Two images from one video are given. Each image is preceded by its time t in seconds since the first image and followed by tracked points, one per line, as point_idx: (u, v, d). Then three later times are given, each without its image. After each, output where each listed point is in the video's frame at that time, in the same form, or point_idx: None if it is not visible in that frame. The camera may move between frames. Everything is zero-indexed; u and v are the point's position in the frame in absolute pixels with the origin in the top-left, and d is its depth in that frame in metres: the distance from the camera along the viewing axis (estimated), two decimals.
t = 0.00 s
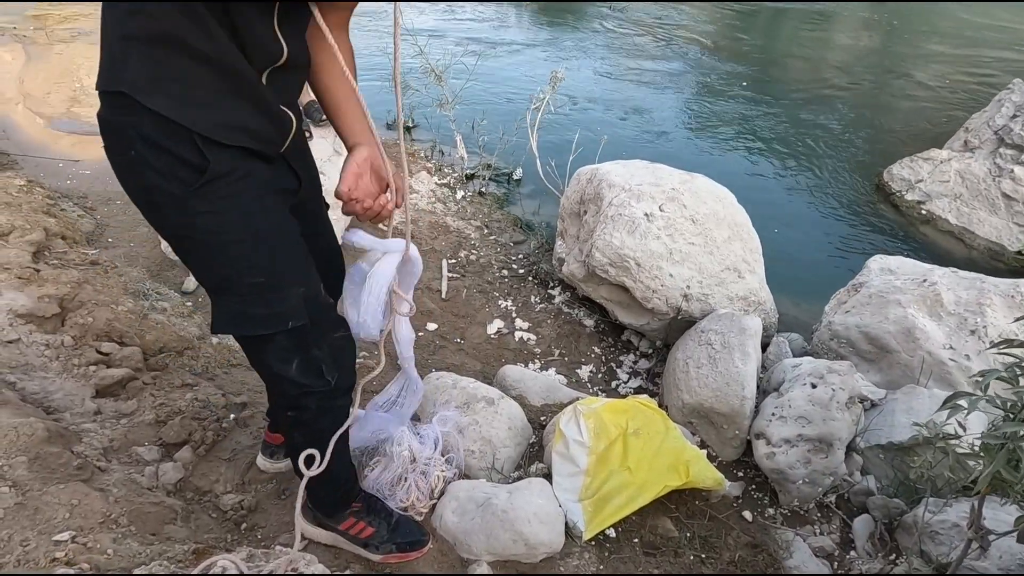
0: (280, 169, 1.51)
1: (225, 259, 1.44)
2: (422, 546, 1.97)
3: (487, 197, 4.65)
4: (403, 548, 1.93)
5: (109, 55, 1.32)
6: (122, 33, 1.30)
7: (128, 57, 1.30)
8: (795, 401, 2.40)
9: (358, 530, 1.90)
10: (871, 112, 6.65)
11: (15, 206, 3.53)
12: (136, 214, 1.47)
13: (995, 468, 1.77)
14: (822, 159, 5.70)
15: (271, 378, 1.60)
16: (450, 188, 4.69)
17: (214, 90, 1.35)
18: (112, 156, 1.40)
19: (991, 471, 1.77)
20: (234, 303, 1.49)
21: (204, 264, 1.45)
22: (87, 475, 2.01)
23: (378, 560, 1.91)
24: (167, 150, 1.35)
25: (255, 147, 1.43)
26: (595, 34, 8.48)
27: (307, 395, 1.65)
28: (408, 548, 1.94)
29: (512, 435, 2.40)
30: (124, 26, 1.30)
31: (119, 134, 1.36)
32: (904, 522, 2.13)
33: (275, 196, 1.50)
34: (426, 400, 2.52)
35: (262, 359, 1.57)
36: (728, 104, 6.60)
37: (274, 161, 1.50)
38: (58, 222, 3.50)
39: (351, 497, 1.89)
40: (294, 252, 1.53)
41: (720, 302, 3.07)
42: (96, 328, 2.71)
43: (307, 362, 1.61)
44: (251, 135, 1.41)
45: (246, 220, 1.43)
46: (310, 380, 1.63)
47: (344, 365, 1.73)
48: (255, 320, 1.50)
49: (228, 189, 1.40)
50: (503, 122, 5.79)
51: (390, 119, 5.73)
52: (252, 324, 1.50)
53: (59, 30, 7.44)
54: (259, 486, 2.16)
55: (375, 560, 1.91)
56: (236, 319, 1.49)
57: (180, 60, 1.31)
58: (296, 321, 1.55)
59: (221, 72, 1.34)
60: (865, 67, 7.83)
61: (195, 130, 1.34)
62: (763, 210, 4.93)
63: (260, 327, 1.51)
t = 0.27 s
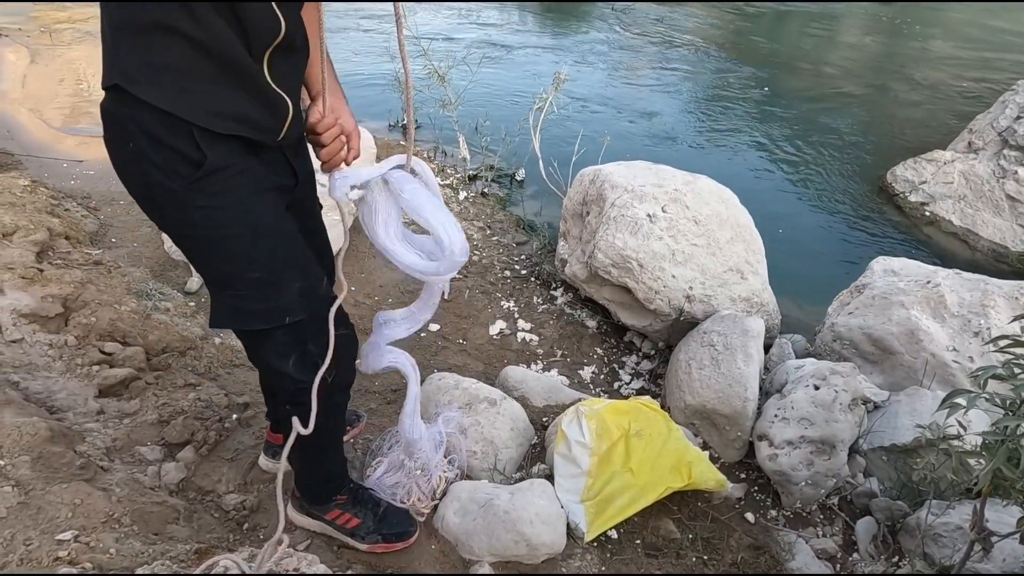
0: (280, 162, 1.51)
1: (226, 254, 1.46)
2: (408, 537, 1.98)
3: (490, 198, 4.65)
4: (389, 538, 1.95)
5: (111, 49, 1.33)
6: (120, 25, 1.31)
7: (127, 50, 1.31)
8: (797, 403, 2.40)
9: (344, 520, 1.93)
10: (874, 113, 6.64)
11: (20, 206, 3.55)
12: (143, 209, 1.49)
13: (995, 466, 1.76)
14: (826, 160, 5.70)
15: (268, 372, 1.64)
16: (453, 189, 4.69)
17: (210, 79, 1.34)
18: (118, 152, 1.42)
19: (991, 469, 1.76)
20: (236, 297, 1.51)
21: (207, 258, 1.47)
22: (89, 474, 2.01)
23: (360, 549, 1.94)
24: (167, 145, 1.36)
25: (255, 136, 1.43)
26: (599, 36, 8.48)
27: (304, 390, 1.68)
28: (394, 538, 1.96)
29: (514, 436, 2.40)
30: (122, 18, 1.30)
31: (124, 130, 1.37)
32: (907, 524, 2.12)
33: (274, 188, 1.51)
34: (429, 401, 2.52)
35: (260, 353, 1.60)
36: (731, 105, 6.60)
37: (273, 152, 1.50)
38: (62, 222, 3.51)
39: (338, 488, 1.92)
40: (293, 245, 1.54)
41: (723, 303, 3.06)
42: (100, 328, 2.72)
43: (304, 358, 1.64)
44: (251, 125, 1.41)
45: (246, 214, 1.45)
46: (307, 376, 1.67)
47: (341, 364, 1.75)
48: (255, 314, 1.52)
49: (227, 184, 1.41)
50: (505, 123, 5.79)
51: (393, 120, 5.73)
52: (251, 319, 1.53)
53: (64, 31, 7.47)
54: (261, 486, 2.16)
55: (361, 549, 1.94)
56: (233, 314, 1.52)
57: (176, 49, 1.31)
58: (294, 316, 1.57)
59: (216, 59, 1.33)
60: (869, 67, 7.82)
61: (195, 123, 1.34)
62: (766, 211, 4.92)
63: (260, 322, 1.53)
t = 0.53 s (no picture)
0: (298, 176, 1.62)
1: (254, 268, 1.51)
2: (382, 517, 2.03)
3: (491, 199, 4.65)
4: (365, 518, 2.00)
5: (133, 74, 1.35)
6: (146, 52, 1.33)
7: (157, 76, 1.34)
8: (798, 405, 2.39)
9: (320, 501, 1.96)
10: (877, 114, 6.63)
11: (22, 207, 3.56)
12: (161, 228, 1.52)
13: (999, 470, 1.75)
14: (828, 162, 5.69)
15: (278, 380, 1.66)
16: (454, 190, 4.69)
17: (246, 100, 1.42)
18: (140, 175, 1.44)
19: (995, 473, 1.75)
20: (257, 308, 1.55)
21: (233, 273, 1.51)
22: (89, 475, 2.02)
23: (337, 531, 1.98)
24: (204, 169, 1.42)
25: (283, 149, 1.52)
26: (600, 37, 8.47)
27: (313, 393, 1.74)
28: (369, 518, 2.01)
29: (514, 438, 2.40)
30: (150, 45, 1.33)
31: (152, 155, 1.41)
32: (908, 527, 2.12)
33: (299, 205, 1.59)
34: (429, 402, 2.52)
35: (272, 357, 1.62)
36: (734, 107, 6.59)
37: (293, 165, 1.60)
38: (64, 223, 3.52)
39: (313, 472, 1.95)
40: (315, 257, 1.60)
41: (724, 304, 3.06)
42: (100, 329, 2.72)
43: (316, 361, 1.69)
44: (280, 141, 1.50)
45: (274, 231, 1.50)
46: (320, 378, 1.72)
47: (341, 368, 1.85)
48: (278, 323, 1.56)
49: (259, 205, 1.48)
50: (507, 124, 5.79)
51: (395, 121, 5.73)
52: (276, 326, 1.56)
53: (67, 32, 7.49)
54: (261, 487, 2.15)
55: (337, 531, 1.98)
56: (252, 325, 1.55)
57: (214, 73, 1.37)
58: (315, 324, 1.63)
59: (252, 81, 1.41)
60: (871, 69, 7.81)
61: (235, 146, 1.42)
62: (767, 213, 4.91)
63: (281, 331, 1.57)
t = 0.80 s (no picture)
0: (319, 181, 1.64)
1: (265, 285, 1.54)
2: (382, 520, 2.05)
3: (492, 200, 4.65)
4: (364, 521, 2.02)
5: (154, 89, 1.37)
6: (169, 66, 1.36)
7: (182, 89, 1.37)
8: (799, 406, 2.38)
9: (319, 504, 1.98)
10: (879, 116, 6.62)
11: (24, 208, 3.57)
12: (177, 243, 1.53)
13: (996, 474, 1.77)
14: (829, 163, 5.68)
15: (272, 393, 1.69)
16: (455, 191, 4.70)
17: (269, 106, 1.45)
18: (164, 190, 1.47)
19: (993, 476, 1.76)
20: (263, 326, 1.59)
21: (245, 290, 1.54)
22: (89, 476, 2.02)
23: (335, 533, 1.99)
24: (231, 180, 1.46)
25: (307, 154, 1.55)
26: (602, 38, 8.47)
27: (308, 408, 1.76)
28: (369, 521, 2.02)
29: (514, 439, 2.40)
30: (170, 60, 1.35)
31: (178, 168, 1.44)
32: (908, 529, 2.11)
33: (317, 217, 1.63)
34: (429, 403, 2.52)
35: (270, 375, 1.66)
36: (736, 108, 6.58)
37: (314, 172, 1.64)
38: (65, 224, 3.53)
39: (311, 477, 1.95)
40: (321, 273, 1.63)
41: (724, 306, 3.05)
42: (101, 330, 2.73)
43: (311, 377, 1.72)
44: (305, 146, 1.54)
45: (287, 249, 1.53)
46: (313, 396, 1.75)
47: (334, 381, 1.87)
48: (281, 342, 1.60)
49: (281, 223, 1.51)
50: (508, 126, 5.79)
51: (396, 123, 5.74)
52: (281, 346, 1.61)
53: (69, 34, 7.51)
54: (260, 488, 2.15)
55: (336, 533, 1.99)
56: (255, 342, 1.59)
57: (242, 85, 1.41)
58: (316, 344, 1.68)
59: (275, 87, 1.44)
60: (873, 70, 7.80)
61: (263, 154, 1.46)
62: (768, 215, 4.91)
63: (283, 348, 1.61)
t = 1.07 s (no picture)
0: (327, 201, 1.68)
1: (261, 305, 1.58)
2: (382, 522, 2.05)
3: (493, 203, 4.66)
4: (364, 523, 2.02)
5: (161, 108, 1.39)
6: (183, 94, 1.39)
7: (195, 113, 1.40)
8: (799, 409, 2.39)
9: (318, 508, 1.99)
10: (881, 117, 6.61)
11: (26, 210, 3.58)
12: (178, 262, 1.54)
13: (995, 474, 1.76)
14: (831, 165, 5.68)
15: (262, 413, 1.72)
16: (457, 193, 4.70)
17: (279, 126, 1.49)
18: (170, 205, 1.48)
19: (992, 477, 1.77)
20: (257, 344, 1.62)
21: (244, 308, 1.57)
22: (90, 478, 2.03)
23: (336, 535, 2.00)
24: (239, 201, 1.48)
25: (319, 172, 1.60)
26: (604, 40, 8.48)
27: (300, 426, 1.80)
28: (369, 523, 2.02)
29: (514, 442, 2.40)
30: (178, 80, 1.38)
31: (186, 186, 1.46)
32: (909, 532, 2.10)
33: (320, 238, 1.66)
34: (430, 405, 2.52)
35: (261, 395, 1.69)
36: (737, 110, 6.59)
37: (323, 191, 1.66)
38: (68, 227, 3.54)
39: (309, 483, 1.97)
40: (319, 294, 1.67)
41: (725, 308, 3.05)
42: (103, 332, 2.74)
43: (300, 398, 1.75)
44: (313, 164, 1.58)
45: (287, 271, 1.57)
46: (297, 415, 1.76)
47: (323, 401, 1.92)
48: (274, 361, 1.65)
49: (286, 246, 1.55)
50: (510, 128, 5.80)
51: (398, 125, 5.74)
52: (274, 367, 1.65)
53: (72, 36, 7.53)
54: (261, 491, 2.16)
55: (336, 535, 2.00)
56: (248, 361, 1.62)
57: (256, 107, 1.44)
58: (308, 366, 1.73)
59: (284, 107, 1.47)
60: (875, 72, 7.80)
61: (272, 175, 1.48)
62: (770, 216, 4.91)
63: (275, 369, 1.65)
